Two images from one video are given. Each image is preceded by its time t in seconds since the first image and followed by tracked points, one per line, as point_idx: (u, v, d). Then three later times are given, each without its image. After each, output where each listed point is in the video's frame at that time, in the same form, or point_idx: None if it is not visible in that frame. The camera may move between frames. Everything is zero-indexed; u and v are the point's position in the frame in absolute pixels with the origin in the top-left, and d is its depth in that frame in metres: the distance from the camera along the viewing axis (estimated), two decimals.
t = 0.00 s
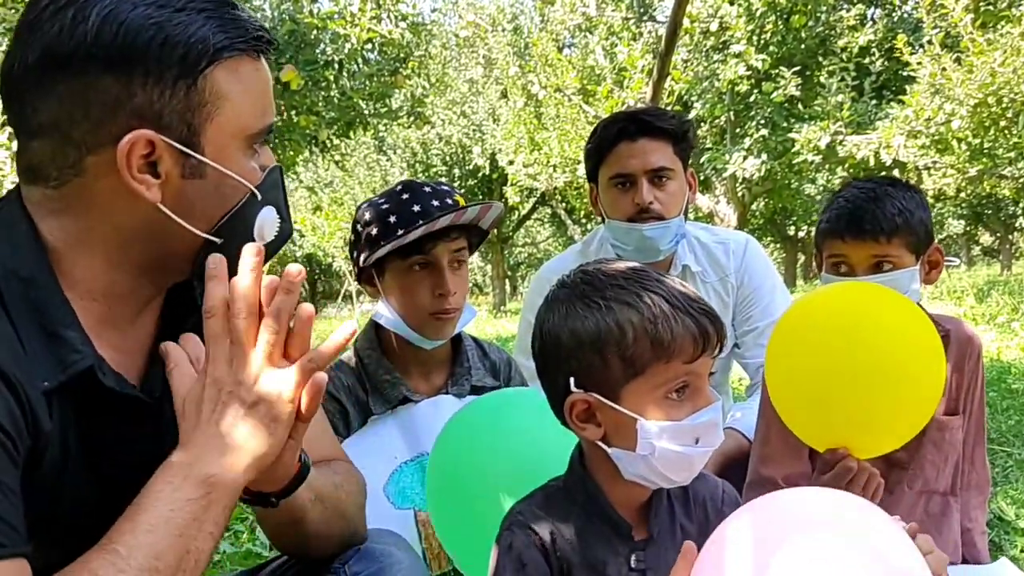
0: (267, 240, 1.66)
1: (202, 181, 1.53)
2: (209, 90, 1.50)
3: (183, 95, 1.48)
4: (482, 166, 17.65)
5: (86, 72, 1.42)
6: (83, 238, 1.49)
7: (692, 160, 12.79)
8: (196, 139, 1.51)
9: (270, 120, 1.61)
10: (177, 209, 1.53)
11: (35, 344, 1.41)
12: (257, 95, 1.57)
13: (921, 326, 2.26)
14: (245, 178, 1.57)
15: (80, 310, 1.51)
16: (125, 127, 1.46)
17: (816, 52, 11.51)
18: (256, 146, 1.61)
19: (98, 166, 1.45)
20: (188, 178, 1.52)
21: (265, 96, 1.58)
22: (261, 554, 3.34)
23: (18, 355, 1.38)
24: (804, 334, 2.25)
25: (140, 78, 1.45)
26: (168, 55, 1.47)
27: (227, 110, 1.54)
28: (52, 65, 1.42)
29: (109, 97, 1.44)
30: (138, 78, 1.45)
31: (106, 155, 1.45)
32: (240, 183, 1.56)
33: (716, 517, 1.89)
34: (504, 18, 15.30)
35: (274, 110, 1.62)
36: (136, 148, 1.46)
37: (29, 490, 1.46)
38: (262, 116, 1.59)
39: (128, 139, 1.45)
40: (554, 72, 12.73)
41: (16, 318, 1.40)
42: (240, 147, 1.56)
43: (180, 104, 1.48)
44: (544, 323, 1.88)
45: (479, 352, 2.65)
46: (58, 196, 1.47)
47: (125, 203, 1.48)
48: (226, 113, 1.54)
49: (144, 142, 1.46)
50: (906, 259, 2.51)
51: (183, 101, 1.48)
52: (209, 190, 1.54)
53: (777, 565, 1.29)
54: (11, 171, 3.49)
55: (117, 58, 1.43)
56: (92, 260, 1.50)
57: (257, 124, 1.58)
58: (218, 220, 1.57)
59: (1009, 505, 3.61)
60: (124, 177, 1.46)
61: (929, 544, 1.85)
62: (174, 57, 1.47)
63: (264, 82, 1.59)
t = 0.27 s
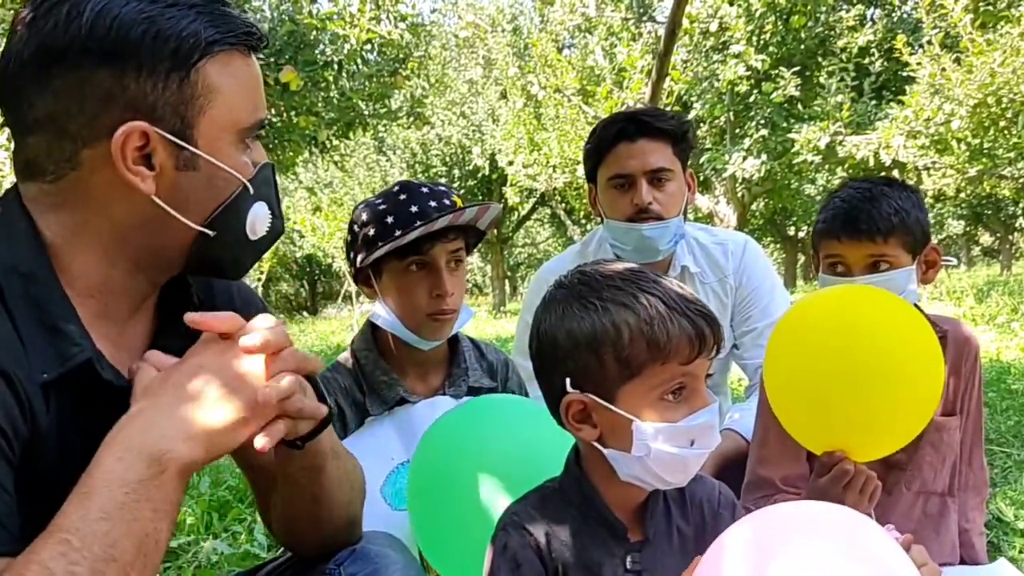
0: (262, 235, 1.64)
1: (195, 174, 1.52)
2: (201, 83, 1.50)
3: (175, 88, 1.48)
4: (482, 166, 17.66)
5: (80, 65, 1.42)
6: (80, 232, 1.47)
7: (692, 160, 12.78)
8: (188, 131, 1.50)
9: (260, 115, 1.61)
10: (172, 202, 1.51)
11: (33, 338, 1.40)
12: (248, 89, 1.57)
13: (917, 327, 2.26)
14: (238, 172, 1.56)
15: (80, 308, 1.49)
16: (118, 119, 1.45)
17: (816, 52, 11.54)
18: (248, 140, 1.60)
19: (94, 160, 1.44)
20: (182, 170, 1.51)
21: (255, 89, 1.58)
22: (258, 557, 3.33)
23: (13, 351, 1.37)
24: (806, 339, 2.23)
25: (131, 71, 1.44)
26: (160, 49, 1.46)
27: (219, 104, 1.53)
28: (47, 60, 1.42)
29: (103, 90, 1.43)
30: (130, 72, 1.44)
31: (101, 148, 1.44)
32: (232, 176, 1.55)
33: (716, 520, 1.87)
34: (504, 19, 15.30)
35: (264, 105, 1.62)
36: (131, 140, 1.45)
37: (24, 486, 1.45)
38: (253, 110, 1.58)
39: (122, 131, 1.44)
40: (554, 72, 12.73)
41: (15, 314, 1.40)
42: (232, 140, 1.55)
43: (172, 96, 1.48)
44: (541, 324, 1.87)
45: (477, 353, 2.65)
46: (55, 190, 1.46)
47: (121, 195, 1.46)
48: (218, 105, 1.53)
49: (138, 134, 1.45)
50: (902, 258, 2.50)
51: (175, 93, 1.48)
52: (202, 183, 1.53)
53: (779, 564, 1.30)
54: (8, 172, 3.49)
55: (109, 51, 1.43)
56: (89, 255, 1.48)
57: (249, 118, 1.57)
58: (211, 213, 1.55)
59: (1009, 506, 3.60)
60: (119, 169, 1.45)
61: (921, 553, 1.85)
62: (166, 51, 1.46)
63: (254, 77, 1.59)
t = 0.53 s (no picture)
0: (237, 240, 1.61)
1: (169, 175, 1.49)
2: (177, 83, 1.48)
3: (151, 89, 1.46)
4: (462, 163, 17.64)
5: (56, 64, 1.41)
6: (50, 232, 1.44)
7: (670, 157, 12.79)
8: (164, 131, 1.48)
9: (237, 117, 1.58)
10: (147, 203, 1.49)
11: (5, 339, 1.38)
12: (224, 91, 1.55)
13: (895, 324, 2.28)
14: (214, 174, 1.54)
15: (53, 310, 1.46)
16: (93, 118, 1.43)
17: (793, 49, 11.59)
18: (224, 142, 1.57)
19: (67, 160, 1.42)
20: (156, 171, 1.48)
21: (231, 92, 1.56)
22: (237, 558, 3.31)
23: None
24: (789, 331, 2.23)
25: (109, 72, 1.43)
26: (136, 49, 1.44)
27: (195, 106, 1.51)
28: (23, 60, 1.41)
29: (79, 89, 1.41)
30: (105, 71, 1.42)
31: (75, 147, 1.42)
32: (208, 177, 1.52)
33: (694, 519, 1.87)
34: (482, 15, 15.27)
35: (241, 107, 1.60)
36: (105, 139, 1.43)
37: None
38: (229, 112, 1.56)
39: (95, 132, 1.42)
40: (533, 69, 12.70)
41: None
42: (207, 141, 1.53)
43: (149, 96, 1.46)
44: (521, 321, 1.86)
45: (454, 350, 2.63)
46: (27, 192, 1.43)
47: (94, 197, 1.44)
48: (193, 107, 1.50)
49: (112, 134, 1.43)
50: (876, 253, 2.51)
51: (150, 94, 1.46)
52: (178, 185, 1.50)
53: (748, 567, 1.30)
54: None
55: (84, 50, 1.41)
56: (62, 255, 1.45)
57: (225, 119, 1.55)
58: (187, 215, 1.52)
59: (985, 500, 3.62)
60: (93, 170, 1.42)
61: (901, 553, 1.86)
62: (143, 50, 1.45)
63: (231, 79, 1.57)
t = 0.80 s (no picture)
0: (198, 241, 1.57)
1: (123, 176, 1.45)
2: (132, 80, 1.44)
3: (104, 86, 1.41)
4: (426, 159, 17.61)
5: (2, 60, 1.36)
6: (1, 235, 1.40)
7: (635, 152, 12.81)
8: (119, 131, 1.43)
9: (196, 114, 1.54)
10: (99, 205, 1.44)
11: None
12: (181, 88, 1.50)
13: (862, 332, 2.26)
14: (171, 174, 1.50)
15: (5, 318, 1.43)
16: (45, 117, 1.38)
17: (755, 44, 11.67)
18: (182, 140, 1.53)
19: (16, 160, 1.37)
20: (109, 172, 1.44)
21: (189, 88, 1.51)
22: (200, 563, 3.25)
23: None
24: (751, 324, 2.26)
25: (60, 68, 1.38)
26: (89, 44, 1.40)
27: (151, 103, 1.46)
28: None
29: (29, 88, 1.37)
30: (56, 67, 1.38)
31: (24, 148, 1.37)
32: (164, 179, 1.48)
33: (668, 517, 1.87)
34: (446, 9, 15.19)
35: (199, 104, 1.55)
36: (56, 139, 1.38)
37: None
38: (188, 110, 1.52)
39: (45, 131, 1.37)
40: (496, 64, 12.65)
41: None
42: (164, 140, 1.49)
43: (102, 93, 1.41)
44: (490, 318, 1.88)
45: (421, 349, 2.60)
46: None
47: (44, 199, 1.39)
48: (149, 104, 1.46)
49: (62, 133, 1.38)
50: (840, 249, 2.52)
51: (103, 92, 1.41)
52: (133, 186, 1.46)
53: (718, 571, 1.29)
54: None
55: (34, 47, 1.36)
56: (12, 260, 1.41)
57: (183, 117, 1.51)
58: (143, 216, 1.48)
59: (947, 491, 3.67)
60: (42, 172, 1.38)
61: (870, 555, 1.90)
62: (97, 45, 1.40)
63: (189, 75, 1.52)
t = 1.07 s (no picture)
0: (157, 266, 1.51)
1: (79, 200, 1.36)
2: (87, 98, 1.33)
3: (56, 104, 1.31)
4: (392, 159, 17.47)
5: None
6: None
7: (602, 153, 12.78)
8: (73, 152, 1.34)
9: (157, 133, 1.44)
10: (54, 230, 1.36)
11: None
12: (141, 105, 1.40)
13: (835, 343, 2.21)
14: (130, 197, 1.41)
15: None
16: None
17: (721, 47, 11.69)
18: (142, 160, 1.44)
19: None
20: (62, 196, 1.34)
21: (149, 105, 1.42)
22: None
23: None
24: (717, 340, 2.21)
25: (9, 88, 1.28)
26: (42, 62, 1.30)
27: (108, 121, 1.36)
28: None
29: None
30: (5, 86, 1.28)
31: None
32: (123, 202, 1.40)
33: (649, 547, 1.81)
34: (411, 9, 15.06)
35: (160, 121, 1.45)
36: (5, 163, 1.28)
37: None
38: (148, 128, 1.42)
39: None
40: (463, 64, 12.54)
41: None
42: (122, 161, 1.39)
43: (54, 112, 1.31)
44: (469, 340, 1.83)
45: (393, 364, 2.52)
46: None
47: None
48: (106, 123, 1.36)
49: (12, 157, 1.29)
50: (815, 263, 2.49)
51: (55, 111, 1.31)
52: (88, 211, 1.37)
53: None
54: None
55: None
56: None
57: (143, 135, 1.41)
58: (99, 242, 1.40)
59: (919, 500, 3.68)
60: None
61: None
62: (49, 61, 1.30)
63: (149, 91, 1.42)
